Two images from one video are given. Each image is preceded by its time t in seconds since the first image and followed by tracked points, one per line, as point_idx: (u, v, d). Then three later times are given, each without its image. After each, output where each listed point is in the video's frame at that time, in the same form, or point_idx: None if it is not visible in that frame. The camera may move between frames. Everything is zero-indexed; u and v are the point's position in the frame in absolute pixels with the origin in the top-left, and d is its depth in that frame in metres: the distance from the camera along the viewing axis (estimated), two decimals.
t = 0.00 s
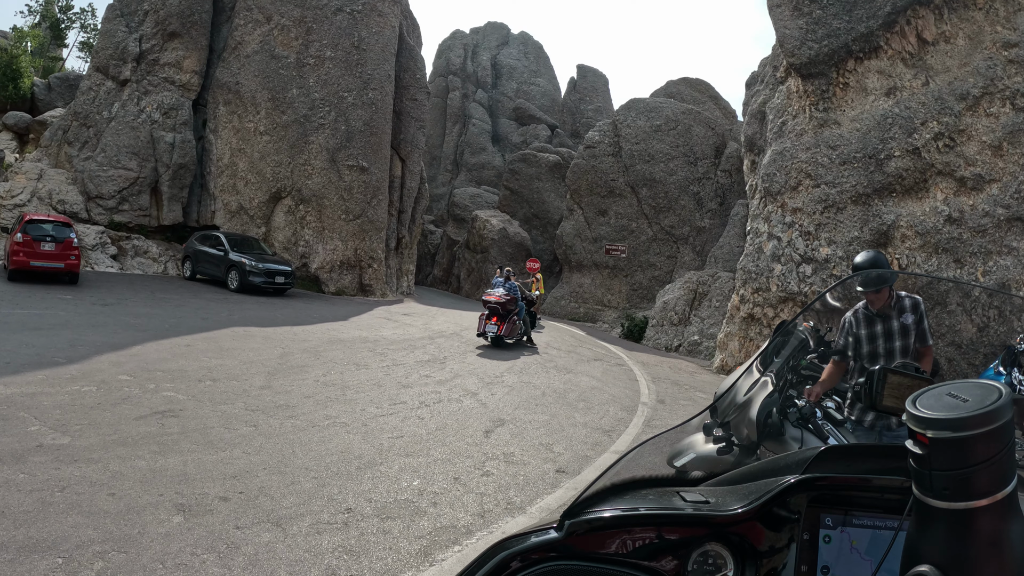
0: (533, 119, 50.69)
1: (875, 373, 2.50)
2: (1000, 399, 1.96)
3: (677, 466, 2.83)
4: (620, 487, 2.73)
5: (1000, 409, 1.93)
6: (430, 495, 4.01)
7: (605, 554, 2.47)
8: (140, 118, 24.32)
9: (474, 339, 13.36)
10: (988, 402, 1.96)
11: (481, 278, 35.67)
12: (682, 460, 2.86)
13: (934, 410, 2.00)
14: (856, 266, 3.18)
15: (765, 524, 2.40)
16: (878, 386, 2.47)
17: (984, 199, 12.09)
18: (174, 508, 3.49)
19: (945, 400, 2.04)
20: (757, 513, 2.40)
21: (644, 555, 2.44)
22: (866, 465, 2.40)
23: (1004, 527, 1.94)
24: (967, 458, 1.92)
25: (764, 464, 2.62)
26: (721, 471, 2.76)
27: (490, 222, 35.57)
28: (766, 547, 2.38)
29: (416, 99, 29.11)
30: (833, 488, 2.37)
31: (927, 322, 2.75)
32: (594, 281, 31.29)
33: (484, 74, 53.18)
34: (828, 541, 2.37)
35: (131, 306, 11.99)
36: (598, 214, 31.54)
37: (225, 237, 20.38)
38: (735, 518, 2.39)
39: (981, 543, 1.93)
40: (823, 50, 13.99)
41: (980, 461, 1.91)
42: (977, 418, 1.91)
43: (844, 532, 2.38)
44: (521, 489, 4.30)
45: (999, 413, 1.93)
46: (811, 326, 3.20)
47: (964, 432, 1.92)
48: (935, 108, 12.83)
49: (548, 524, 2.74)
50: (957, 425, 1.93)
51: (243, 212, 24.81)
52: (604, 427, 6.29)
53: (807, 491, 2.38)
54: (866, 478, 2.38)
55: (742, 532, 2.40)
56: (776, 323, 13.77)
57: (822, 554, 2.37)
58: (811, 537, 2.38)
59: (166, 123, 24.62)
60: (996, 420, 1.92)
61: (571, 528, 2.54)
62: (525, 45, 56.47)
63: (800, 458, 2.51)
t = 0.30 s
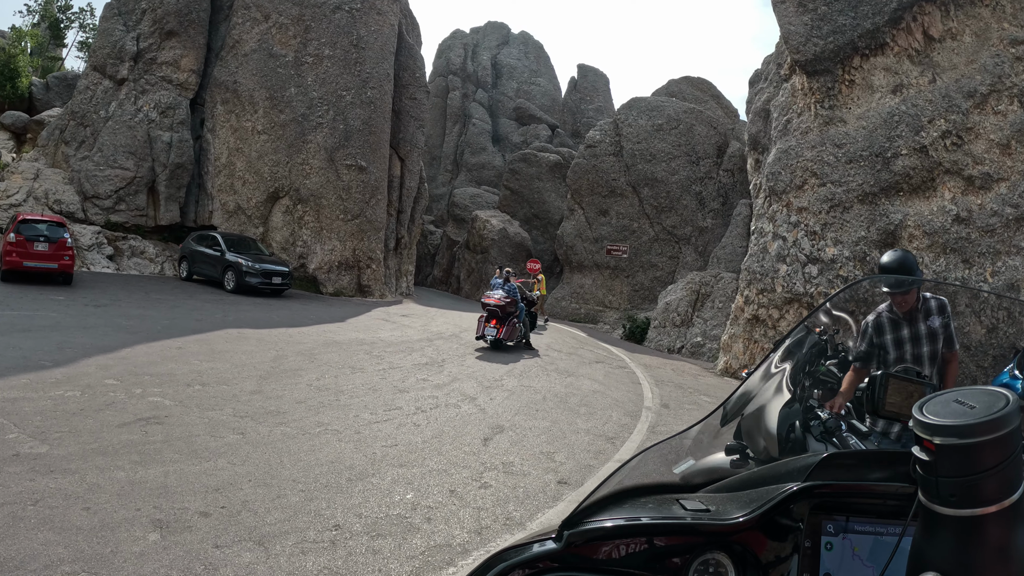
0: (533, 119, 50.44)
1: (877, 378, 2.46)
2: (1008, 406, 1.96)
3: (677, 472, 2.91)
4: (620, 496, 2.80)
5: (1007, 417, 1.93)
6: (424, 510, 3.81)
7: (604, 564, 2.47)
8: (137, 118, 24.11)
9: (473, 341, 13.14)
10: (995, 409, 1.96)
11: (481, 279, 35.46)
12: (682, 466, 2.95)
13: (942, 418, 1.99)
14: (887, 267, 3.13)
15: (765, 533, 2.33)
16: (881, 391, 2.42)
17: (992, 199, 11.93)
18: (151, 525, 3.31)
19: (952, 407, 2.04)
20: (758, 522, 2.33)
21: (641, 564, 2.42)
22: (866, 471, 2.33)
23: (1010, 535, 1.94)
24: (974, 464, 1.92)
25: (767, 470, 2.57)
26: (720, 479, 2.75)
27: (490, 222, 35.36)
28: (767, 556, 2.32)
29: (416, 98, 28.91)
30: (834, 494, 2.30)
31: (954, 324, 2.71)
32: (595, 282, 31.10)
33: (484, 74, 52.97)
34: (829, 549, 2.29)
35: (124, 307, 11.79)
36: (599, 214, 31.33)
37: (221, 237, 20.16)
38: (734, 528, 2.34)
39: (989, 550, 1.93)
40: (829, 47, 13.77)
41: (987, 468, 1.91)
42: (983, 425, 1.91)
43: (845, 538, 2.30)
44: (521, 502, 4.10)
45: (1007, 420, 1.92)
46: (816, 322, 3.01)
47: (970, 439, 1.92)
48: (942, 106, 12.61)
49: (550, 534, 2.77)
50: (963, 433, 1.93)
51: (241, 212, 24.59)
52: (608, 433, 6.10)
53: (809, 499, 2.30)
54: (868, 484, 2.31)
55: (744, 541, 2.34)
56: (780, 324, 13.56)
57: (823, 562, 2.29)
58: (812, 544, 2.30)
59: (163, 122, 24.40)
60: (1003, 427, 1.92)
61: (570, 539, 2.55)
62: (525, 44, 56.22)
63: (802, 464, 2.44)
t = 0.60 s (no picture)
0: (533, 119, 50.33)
1: (876, 380, 2.30)
2: (1012, 404, 1.81)
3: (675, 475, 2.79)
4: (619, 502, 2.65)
5: (1011, 415, 1.78)
6: (421, 522, 3.64)
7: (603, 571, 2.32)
8: (134, 117, 23.94)
9: (473, 342, 12.96)
10: (999, 406, 1.81)
11: (481, 279, 35.29)
12: (681, 469, 2.82)
13: (944, 417, 1.85)
14: (908, 266, 2.93)
15: (766, 535, 2.15)
16: (880, 394, 2.27)
17: (998, 197, 11.79)
18: (130, 540, 3.15)
19: (954, 405, 1.89)
20: (759, 526, 2.16)
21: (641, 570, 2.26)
22: (865, 468, 2.16)
23: (1014, 536, 1.80)
24: (977, 464, 1.77)
25: (766, 471, 2.40)
26: (719, 484, 2.59)
27: (489, 222, 35.19)
28: (770, 561, 2.14)
29: (414, 97, 28.73)
30: (834, 495, 2.13)
31: (978, 329, 2.61)
32: (595, 282, 30.94)
33: (483, 74, 52.80)
34: (831, 551, 2.10)
35: (117, 308, 11.59)
36: (600, 213, 31.15)
37: (218, 237, 19.97)
38: (736, 531, 2.17)
39: (996, 552, 1.80)
40: (833, 44, 13.61)
41: (992, 467, 1.77)
42: (986, 424, 1.77)
43: (846, 541, 2.11)
44: (521, 513, 3.92)
45: (1012, 418, 1.77)
46: (829, 327, 2.87)
47: (973, 438, 1.78)
48: (947, 104, 12.45)
49: (547, 543, 2.63)
50: (965, 431, 1.79)
51: (238, 211, 24.40)
52: (611, 438, 5.93)
53: (808, 500, 2.12)
54: (867, 484, 2.13)
55: (745, 545, 2.16)
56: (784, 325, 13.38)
57: (825, 565, 2.10)
58: (813, 547, 2.12)
59: (160, 121, 24.23)
60: (1007, 425, 1.77)
61: (569, 547, 2.41)
62: (524, 44, 56.03)
63: (802, 464, 2.29)
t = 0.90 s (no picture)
0: (532, 119, 50.23)
1: (893, 387, 2.16)
2: None
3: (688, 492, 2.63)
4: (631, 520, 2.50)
5: None
6: (421, 536, 3.49)
7: None
8: (130, 117, 23.76)
9: (472, 344, 12.78)
10: None
11: (480, 280, 35.12)
12: (693, 484, 2.68)
13: (972, 425, 1.74)
14: (928, 267, 2.82)
15: (786, 552, 2.02)
16: (899, 400, 2.13)
17: (1004, 196, 11.72)
18: (114, 558, 3.00)
19: (983, 413, 1.77)
20: (778, 543, 2.02)
21: None
22: (882, 477, 2.03)
23: None
24: (1006, 474, 1.67)
25: (780, 483, 2.25)
26: (735, 496, 2.43)
27: (488, 223, 35.03)
28: None
29: (413, 96, 28.58)
30: (852, 508, 2.01)
31: (1004, 329, 2.44)
32: (595, 282, 30.78)
33: (482, 74, 52.63)
34: (850, 563, 2.00)
35: (110, 309, 11.42)
36: (599, 214, 30.99)
37: (214, 238, 19.78)
38: (754, 547, 2.03)
39: None
40: (836, 41, 13.46)
41: (1021, 476, 1.66)
42: (1015, 432, 1.65)
43: (866, 553, 2.01)
44: (525, 525, 3.76)
45: None
46: (851, 337, 2.75)
47: (1001, 447, 1.67)
48: (952, 102, 12.32)
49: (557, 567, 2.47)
50: (993, 440, 1.68)
51: (235, 212, 24.22)
52: (616, 443, 5.78)
53: (827, 514, 2.00)
54: (886, 495, 2.01)
55: (766, 564, 2.03)
56: (788, 326, 13.21)
57: None
58: (832, 560, 2.00)
59: (157, 121, 24.03)
60: None
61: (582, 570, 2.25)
62: (523, 43, 55.79)
63: (819, 475, 2.13)
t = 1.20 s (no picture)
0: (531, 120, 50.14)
1: (905, 395, 2.03)
2: None
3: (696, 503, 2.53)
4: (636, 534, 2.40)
5: None
6: (418, 547, 3.38)
7: None
8: (127, 117, 23.63)
9: (471, 346, 12.66)
10: None
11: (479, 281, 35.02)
12: (700, 496, 2.57)
13: (990, 431, 1.63)
14: (946, 262, 2.76)
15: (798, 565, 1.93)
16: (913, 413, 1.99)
17: (1008, 195, 11.67)
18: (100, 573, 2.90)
19: (1000, 420, 1.67)
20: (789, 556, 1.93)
21: None
22: (894, 484, 1.92)
23: None
24: None
25: (787, 493, 2.14)
26: (742, 504, 2.33)
27: (487, 224, 34.92)
28: None
29: (411, 97, 28.48)
30: (863, 517, 1.90)
31: (1018, 332, 2.32)
32: (594, 283, 30.68)
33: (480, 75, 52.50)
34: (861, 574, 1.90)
35: (105, 312, 11.30)
36: (599, 214, 30.90)
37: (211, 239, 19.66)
38: (763, 562, 1.93)
39: None
40: (837, 39, 13.34)
41: None
42: None
43: (877, 563, 1.91)
44: (525, 535, 3.65)
45: None
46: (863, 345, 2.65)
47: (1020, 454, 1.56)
48: (954, 100, 12.24)
49: None
50: (1012, 446, 1.56)
51: (233, 213, 24.10)
52: (618, 448, 5.68)
53: (838, 524, 1.90)
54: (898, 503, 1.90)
55: None
56: (790, 327, 13.10)
57: None
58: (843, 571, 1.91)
59: (153, 121, 23.89)
60: None
61: None
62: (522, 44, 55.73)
63: (829, 485, 2.02)
